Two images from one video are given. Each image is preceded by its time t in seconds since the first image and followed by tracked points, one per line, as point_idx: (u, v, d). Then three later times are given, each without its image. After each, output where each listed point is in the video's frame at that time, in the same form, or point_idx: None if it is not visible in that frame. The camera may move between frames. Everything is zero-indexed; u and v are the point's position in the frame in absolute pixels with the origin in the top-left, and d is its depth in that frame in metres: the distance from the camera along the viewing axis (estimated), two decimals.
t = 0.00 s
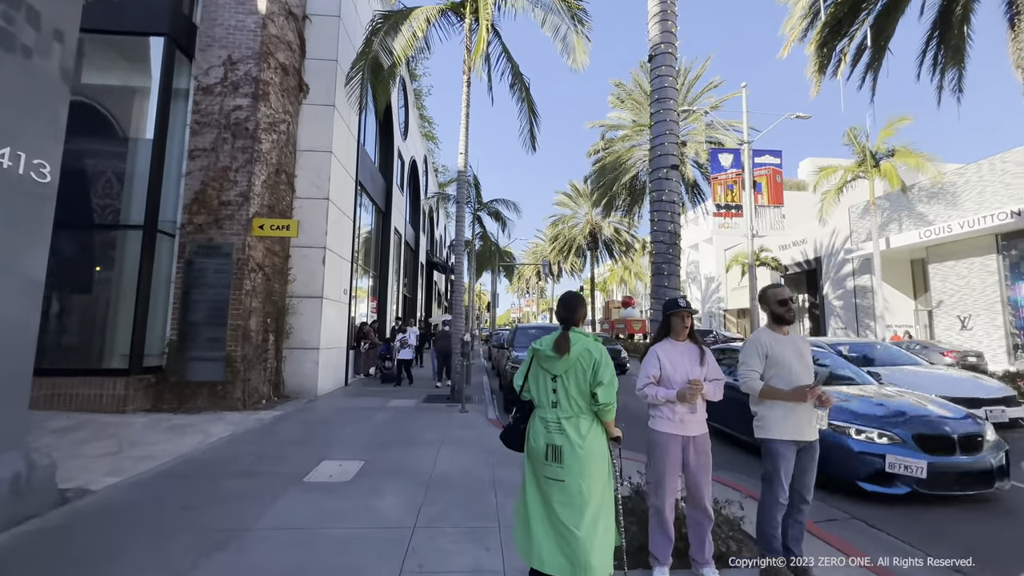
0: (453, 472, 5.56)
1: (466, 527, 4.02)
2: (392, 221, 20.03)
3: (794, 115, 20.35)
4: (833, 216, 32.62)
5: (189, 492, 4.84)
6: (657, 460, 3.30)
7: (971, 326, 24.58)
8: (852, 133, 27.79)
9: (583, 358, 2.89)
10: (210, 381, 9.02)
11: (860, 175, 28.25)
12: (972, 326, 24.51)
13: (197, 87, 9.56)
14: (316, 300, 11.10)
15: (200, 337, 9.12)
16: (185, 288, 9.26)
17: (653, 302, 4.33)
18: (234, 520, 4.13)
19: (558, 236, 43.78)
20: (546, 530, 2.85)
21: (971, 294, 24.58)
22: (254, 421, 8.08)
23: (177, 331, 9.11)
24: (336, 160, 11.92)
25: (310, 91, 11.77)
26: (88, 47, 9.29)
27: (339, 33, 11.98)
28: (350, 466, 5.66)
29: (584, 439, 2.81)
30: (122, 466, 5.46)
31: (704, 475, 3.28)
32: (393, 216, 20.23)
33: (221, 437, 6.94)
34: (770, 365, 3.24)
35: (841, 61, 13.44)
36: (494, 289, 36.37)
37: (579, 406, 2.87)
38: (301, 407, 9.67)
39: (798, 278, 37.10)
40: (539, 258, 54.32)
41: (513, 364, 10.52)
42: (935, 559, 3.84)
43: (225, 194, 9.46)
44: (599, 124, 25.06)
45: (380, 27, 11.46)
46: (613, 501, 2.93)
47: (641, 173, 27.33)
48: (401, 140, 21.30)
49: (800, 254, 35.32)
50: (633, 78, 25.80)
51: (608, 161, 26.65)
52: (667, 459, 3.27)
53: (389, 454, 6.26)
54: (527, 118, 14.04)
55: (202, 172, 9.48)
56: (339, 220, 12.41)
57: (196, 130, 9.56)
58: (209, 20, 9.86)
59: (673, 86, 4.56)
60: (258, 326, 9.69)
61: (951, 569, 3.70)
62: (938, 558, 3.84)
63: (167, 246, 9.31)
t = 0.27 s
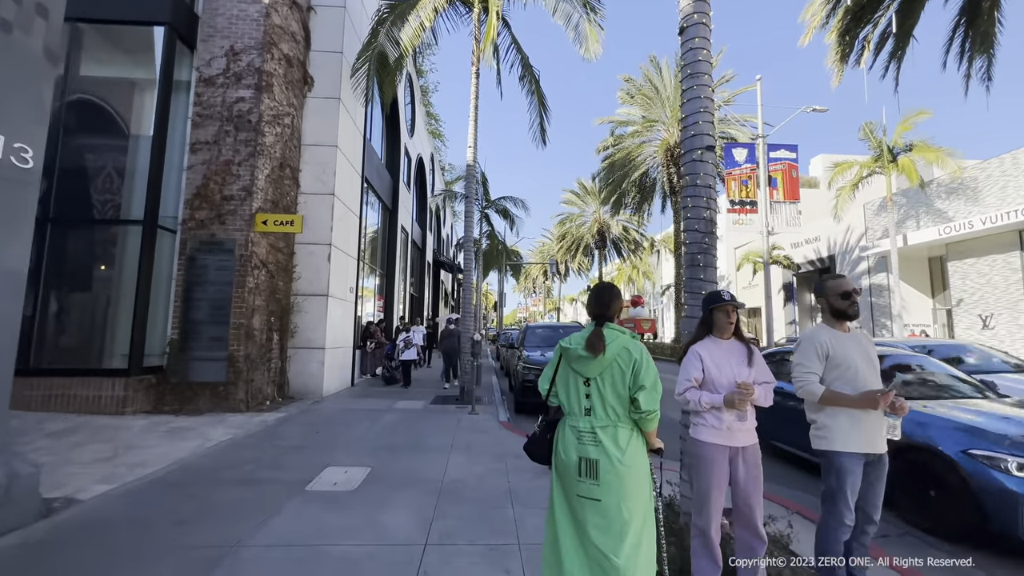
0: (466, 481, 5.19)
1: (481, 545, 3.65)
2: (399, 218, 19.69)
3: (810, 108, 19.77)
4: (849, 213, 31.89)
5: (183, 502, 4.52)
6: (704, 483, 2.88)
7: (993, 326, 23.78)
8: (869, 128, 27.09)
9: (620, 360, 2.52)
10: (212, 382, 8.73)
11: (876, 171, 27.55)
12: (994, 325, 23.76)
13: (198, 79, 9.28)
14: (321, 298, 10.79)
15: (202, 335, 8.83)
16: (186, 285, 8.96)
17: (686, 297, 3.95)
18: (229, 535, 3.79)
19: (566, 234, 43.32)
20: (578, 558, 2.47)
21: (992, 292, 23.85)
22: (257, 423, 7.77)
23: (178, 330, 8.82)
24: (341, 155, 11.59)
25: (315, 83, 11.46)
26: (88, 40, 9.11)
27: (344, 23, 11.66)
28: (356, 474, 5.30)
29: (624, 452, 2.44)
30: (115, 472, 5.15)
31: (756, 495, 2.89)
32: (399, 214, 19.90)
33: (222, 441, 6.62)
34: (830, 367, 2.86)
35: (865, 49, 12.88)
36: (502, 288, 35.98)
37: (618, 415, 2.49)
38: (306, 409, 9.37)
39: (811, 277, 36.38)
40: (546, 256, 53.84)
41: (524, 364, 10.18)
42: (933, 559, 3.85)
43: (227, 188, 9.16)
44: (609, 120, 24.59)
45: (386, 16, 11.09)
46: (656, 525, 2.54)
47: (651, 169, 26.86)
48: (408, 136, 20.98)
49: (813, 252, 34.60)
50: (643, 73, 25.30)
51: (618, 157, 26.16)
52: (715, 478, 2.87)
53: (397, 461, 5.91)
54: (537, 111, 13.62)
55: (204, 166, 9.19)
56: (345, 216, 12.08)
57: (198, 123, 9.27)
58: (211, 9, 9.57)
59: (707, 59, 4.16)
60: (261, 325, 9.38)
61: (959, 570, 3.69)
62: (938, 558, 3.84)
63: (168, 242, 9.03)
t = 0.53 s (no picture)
0: (478, 498, 4.80)
1: None
2: (406, 218, 19.35)
3: (828, 103, 19.19)
4: (865, 211, 31.14)
5: (171, 522, 4.16)
6: (762, 515, 2.46)
7: (1017, 327, 22.99)
8: (886, 124, 26.39)
9: (667, 376, 2.11)
10: (213, 386, 8.40)
11: (894, 167, 26.83)
12: (1018, 326, 23.00)
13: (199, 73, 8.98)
14: (326, 300, 10.45)
15: (202, 338, 8.51)
16: (186, 286, 8.64)
17: (726, 298, 3.53)
18: (217, 564, 3.42)
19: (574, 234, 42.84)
20: None
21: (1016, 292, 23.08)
22: (258, 430, 7.43)
23: (178, 333, 8.50)
24: (346, 152, 11.26)
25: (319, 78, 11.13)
26: (86, 34, 8.83)
27: (349, 17, 11.33)
28: (360, 490, 4.92)
29: (674, 486, 2.03)
30: (102, 487, 4.81)
31: (823, 530, 2.47)
32: (406, 213, 19.57)
33: (220, 451, 6.28)
34: (911, 382, 2.43)
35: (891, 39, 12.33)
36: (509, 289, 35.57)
37: (666, 441, 2.08)
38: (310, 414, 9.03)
39: (825, 276, 35.64)
40: (554, 257, 53.36)
41: (536, 368, 9.60)
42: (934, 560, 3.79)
43: (228, 186, 8.84)
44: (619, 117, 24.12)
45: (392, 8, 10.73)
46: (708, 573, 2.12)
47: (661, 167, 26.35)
48: (414, 135, 20.64)
49: (827, 251, 33.86)
50: (654, 69, 24.80)
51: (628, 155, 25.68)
52: (776, 513, 2.44)
53: (403, 474, 5.53)
54: (547, 106, 13.20)
55: (204, 162, 8.87)
56: (351, 215, 11.73)
57: (198, 119, 8.96)
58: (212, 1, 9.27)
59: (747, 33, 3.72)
60: (263, 327, 9.05)
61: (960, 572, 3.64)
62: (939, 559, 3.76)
63: (168, 242, 8.74)
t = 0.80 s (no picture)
0: (493, 512, 4.42)
1: None
2: (413, 217, 19.03)
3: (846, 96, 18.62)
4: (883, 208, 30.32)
5: (162, 537, 3.83)
6: (836, 546, 2.06)
7: None
8: (905, 118, 25.68)
9: (739, 384, 1.73)
10: (215, 389, 8.10)
11: (913, 163, 26.10)
12: None
13: (202, 65, 8.72)
14: (332, 299, 10.13)
15: (204, 339, 8.21)
16: (188, 286, 8.36)
17: (777, 293, 3.11)
18: None
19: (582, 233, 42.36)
20: None
21: None
22: (260, 435, 7.12)
23: (180, 334, 8.21)
24: (353, 147, 10.95)
25: (325, 71, 10.83)
26: (85, 26, 8.61)
27: (355, 8, 11.03)
28: (366, 502, 4.56)
29: (752, 522, 1.64)
30: (93, 497, 4.50)
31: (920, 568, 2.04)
32: (414, 212, 19.26)
33: (220, 457, 5.96)
34: None
35: (919, 25, 11.78)
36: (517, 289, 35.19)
37: (740, 464, 1.70)
38: (315, 417, 8.71)
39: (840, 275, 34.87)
40: (562, 257, 52.91)
41: (549, 369, 9.17)
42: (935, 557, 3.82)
43: (230, 181, 8.54)
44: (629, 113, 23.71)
45: None
46: None
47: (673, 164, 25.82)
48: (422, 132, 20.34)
49: (842, 250, 33.12)
50: (665, 64, 24.31)
51: (639, 152, 25.20)
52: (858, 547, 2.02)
53: (413, 483, 5.17)
54: (559, 99, 12.82)
55: (206, 157, 8.59)
56: (358, 212, 11.42)
57: (200, 112, 8.68)
58: None
59: None
60: (267, 327, 8.74)
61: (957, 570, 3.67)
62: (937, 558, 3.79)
63: (168, 240, 8.45)
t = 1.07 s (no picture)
0: (513, 533, 4.03)
1: None
2: (421, 216, 18.70)
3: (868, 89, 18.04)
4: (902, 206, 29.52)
5: (150, 562, 3.48)
6: None
7: None
8: (926, 112, 24.95)
9: (857, 411, 1.36)
10: (217, 393, 7.79)
11: (934, 159, 25.36)
12: None
13: (204, 58, 8.44)
14: (339, 300, 9.80)
15: (207, 342, 7.91)
16: (190, 287, 8.06)
17: (844, 292, 2.69)
18: None
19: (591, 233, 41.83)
20: None
21: None
22: (263, 442, 6.78)
23: (181, 336, 7.92)
24: (360, 143, 10.62)
25: (331, 66, 10.51)
26: (84, 20, 8.36)
27: None
28: (374, 521, 4.19)
29: None
30: (79, 515, 4.16)
31: None
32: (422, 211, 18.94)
33: (220, 468, 5.63)
34: None
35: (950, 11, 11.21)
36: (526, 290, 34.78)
37: (861, 515, 1.33)
38: (321, 422, 8.38)
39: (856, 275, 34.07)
40: (571, 257, 52.41)
41: (565, 373, 8.76)
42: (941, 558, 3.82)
43: (233, 177, 8.24)
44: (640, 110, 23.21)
45: None
46: None
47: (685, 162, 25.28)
48: (430, 130, 20.02)
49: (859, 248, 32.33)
50: (677, 59, 23.79)
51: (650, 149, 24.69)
52: None
53: (424, 499, 4.79)
54: (571, 94, 12.43)
55: (208, 153, 8.30)
56: (365, 210, 11.09)
57: (202, 106, 8.39)
58: None
59: None
60: (272, 329, 8.43)
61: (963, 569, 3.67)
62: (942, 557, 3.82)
63: (169, 239, 8.16)
